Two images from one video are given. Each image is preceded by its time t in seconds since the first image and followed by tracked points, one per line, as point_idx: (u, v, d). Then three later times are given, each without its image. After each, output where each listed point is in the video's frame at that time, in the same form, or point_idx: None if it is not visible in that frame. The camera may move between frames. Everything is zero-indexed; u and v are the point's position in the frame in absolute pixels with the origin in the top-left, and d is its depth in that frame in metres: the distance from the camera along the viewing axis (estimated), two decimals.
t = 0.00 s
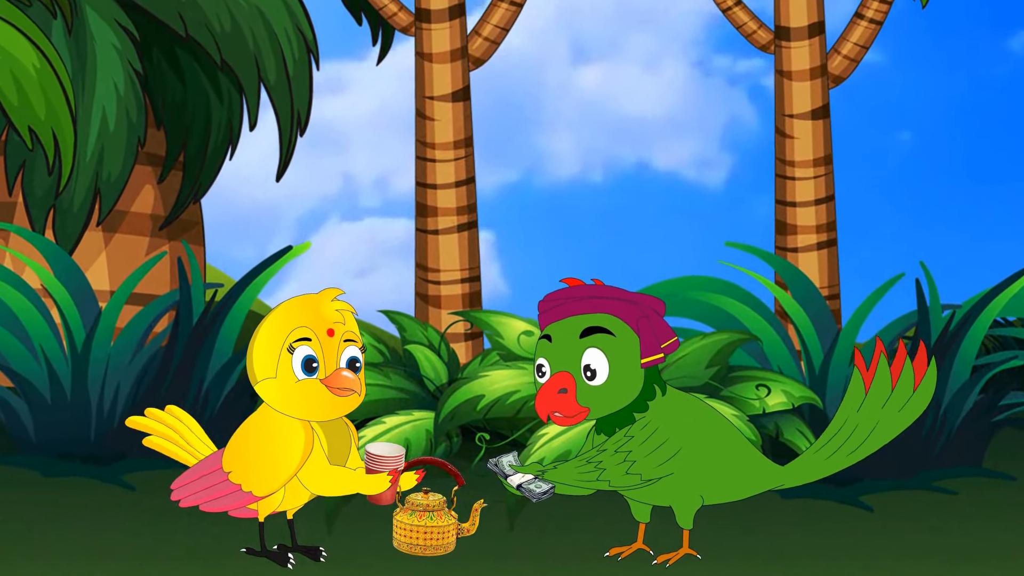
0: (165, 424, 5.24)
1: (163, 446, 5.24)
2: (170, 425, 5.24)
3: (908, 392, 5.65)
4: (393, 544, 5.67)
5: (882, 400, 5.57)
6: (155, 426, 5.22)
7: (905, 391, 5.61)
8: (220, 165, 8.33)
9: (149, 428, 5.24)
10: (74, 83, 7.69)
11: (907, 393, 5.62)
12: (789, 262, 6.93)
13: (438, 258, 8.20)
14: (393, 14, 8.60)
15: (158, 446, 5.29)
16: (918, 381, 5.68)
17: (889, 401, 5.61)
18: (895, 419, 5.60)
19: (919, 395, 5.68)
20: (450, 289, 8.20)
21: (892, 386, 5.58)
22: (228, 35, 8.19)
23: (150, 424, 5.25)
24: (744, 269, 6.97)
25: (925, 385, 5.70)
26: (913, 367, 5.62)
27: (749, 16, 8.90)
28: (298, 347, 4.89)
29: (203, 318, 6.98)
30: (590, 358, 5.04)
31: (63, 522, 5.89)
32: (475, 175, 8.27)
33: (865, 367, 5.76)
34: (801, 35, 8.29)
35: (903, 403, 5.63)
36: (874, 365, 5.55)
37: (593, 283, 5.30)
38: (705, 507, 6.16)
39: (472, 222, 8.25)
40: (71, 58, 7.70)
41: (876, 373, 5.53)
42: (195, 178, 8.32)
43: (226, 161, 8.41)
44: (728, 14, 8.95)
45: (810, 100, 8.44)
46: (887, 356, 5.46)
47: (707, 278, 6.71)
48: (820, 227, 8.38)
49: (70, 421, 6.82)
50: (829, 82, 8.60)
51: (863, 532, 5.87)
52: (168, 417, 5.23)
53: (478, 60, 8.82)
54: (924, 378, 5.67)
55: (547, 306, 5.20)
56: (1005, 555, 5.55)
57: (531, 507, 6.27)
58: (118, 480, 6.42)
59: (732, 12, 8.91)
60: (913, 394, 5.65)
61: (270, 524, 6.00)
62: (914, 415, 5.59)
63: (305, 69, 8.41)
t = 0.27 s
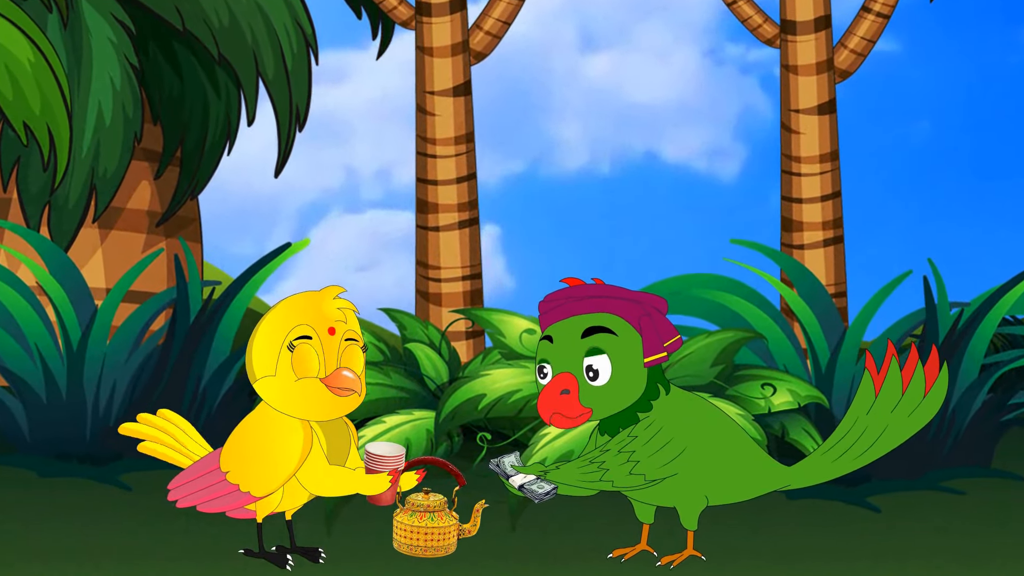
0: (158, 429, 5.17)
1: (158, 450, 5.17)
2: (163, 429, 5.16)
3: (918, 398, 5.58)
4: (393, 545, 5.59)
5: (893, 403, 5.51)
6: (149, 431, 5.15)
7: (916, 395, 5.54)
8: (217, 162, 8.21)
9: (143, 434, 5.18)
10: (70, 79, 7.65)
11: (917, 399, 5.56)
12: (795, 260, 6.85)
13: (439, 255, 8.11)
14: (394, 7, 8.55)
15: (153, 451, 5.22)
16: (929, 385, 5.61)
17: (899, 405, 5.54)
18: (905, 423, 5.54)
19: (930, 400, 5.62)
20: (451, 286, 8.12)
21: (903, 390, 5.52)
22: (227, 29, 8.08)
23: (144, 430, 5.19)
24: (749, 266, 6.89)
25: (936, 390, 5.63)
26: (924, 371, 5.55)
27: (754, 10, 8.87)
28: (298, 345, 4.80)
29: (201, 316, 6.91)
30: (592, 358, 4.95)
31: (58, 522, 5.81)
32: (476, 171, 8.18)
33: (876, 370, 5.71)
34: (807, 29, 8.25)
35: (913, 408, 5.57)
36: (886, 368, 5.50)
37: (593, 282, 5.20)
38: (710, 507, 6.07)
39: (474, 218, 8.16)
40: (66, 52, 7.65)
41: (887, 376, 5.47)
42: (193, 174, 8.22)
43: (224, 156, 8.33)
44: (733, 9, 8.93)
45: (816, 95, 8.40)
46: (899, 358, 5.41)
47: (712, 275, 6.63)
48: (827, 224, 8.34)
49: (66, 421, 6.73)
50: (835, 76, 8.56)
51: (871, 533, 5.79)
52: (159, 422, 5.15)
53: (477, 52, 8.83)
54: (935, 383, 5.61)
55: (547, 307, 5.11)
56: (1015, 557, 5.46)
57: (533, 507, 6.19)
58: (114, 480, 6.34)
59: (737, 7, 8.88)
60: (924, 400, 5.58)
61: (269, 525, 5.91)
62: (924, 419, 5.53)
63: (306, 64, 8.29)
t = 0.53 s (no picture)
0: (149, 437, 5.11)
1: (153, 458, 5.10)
2: (155, 437, 5.09)
3: (925, 398, 5.51)
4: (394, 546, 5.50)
5: (900, 402, 5.43)
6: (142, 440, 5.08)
7: (923, 396, 5.47)
8: (215, 158, 8.12)
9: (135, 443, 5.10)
10: (66, 73, 7.59)
11: (924, 399, 5.49)
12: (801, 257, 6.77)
13: (440, 252, 8.03)
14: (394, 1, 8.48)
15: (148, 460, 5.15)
16: (937, 385, 5.54)
17: (907, 405, 5.47)
18: (912, 423, 5.47)
19: (937, 400, 5.54)
20: (452, 283, 8.04)
21: (911, 390, 5.45)
22: (225, 23, 7.99)
23: (135, 440, 5.12)
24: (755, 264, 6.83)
25: (943, 391, 5.56)
26: (932, 371, 5.48)
27: (760, 4, 8.83)
28: (302, 343, 4.72)
29: (198, 314, 6.82)
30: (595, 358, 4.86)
31: (54, 523, 5.73)
32: (478, 167, 8.10)
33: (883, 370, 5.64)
34: (814, 23, 8.20)
35: (920, 408, 5.49)
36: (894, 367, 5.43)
37: (597, 280, 5.12)
38: (715, 508, 5.99)
39: (475, 214, 8.08)
40: (62, 46, 7.59)
41: (895, 375, 5.40)
42: (190, 170, 8.13)
43: (222, 152, 8.22)
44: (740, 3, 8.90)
45: (823, 90, 8.35)
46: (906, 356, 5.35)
47: (717, 273, 6.57)
48: (834, 220, 8.28)
49: (61, 421, 6.65)
50: (842, 71, 8.51)
51: (878, 534, 5.70)
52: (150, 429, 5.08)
53: (479, 47, 8.79)
54: (942, 383, 5.54)
55: (548, 306, 5.02)
56: None
57: (536, 508, 6.10)
58: (110, 481, 6.26)
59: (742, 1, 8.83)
60: (931, 400, 5.51)
61: (267, 526, 5.83)
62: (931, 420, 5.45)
63: (305, 59, 8.20)
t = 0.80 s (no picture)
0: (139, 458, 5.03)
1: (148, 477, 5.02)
2: (145, 455, 5.01)
3: (933, 397, 5.42)
4: (394, 547, 5.42)
5: (907, 401, 5.35)
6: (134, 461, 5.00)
7: (931, 395, 5.39)
8: (213, 152, 8.08)
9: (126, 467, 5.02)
10: (61, 67, 7.51)
11: (932, 398, 5.40)
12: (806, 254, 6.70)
13: (441, 249, 7.96)
14: None
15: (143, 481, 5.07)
16: (945, 384, 5.46)
17: (914, 404, 5.39)
18: (919, 422, 5.38)
19: (945, 399, 5.46)
20: (452, 281, 7.95)
21: (918, 388, 5.37)
22: (223, 17, 7.93)
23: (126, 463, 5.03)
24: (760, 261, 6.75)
25: (951, 390, 5.47)
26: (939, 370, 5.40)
27: None
28: (303, 342, 4.63)
29: (196, 312, 6.73)
30: (598, 355, 4.79)
31: (50, 523, 5.66)
32: (479, 163, 8.02)
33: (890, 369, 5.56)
34: (820, 17, 8.15)
35: (927, 407, 5.40)
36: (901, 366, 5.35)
37: (602, 276, 5.04)
38: (720, 508, 5.91)
39: (476, 211, 8.01)
40: (57, 41, 7.51)
41: (902, 373, 5.32)
42: (188, 166, 8.06)
43: (220, 148, 8.17)
44: None
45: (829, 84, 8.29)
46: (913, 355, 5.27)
47: (721, 271, 6.48)
48: (840, 217, 8.22)
49: (57, 420, 6.57)
50: (848, 66, 8.45)
51: (886, 535, 5.62)
52: (139, 450, 5.00)
53: (480, 41, 8.72)
54: (951, 382, 5.45)
55: (553, 303, 4.97)
56: None
57: (538, 509, 6.03)
58: (105, 482, 6.18)
59: None
60: (938, 399, 5.42)
61: (265, 527, 5.75)
62: (939, 419, 5.36)
63: (303, 53, 8.18)
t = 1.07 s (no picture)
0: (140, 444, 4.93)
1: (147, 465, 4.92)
2: (147, 443, 4.91)
3: (940, 397, 5.33)
4: (394, 548, 5.35)
5: (914, 401, 5.26)
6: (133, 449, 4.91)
7: (938, 394, 5.30)
8: (211, 148, 8.00)
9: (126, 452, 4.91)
10: (57, 62, 7.46)
11: (939, 398, 5.31)
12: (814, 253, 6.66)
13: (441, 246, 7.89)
14: None
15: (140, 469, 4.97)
16: (952, 383, 5.36)
17: (921, 404, 5.30)
18: (927, 422, 5.29)
19: (953, 399, 5.37)
20: (453, 278, 7.88)
21: (925, 388, 5.28)
22: (220, 11, 7.87)
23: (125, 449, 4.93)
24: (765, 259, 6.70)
25: (959, 389, 5.38)
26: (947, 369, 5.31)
27: None
28: (303, 340, 4.56)
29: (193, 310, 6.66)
30: (602, 352, 4.71)
31: (45, 524, 5.58)
32: (480, 159, 7.95)
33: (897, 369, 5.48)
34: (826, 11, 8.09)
35: (934, 407, 5.31)
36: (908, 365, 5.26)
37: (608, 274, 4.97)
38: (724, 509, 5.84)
39: (477, 208, 7.94)
40: (53, 35, 7.45)
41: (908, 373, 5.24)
42: (185, 162, 8.00)
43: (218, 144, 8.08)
44: None
45: (835, 79, 8.22)
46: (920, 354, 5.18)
47: (725, 268, 6.43)
48: (846, 213, 8.16)
49: (53, 420, 6.49)
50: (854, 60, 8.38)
51: (893, 536, 5.55)
52: (140, 437, 4.90)
53: (481, 35, 8.66)
54: (958, 381, 5.36)
55: (558, 298, 4.89)
56: None
57: (540, 509, 5.95)
58: (101, 482, 6.10)
59: None
60: (946, 399, 5.33)
61: (263, 527, 5.67)
62: (947, 419, 5.27)
63: (301, 46, 8.06)
